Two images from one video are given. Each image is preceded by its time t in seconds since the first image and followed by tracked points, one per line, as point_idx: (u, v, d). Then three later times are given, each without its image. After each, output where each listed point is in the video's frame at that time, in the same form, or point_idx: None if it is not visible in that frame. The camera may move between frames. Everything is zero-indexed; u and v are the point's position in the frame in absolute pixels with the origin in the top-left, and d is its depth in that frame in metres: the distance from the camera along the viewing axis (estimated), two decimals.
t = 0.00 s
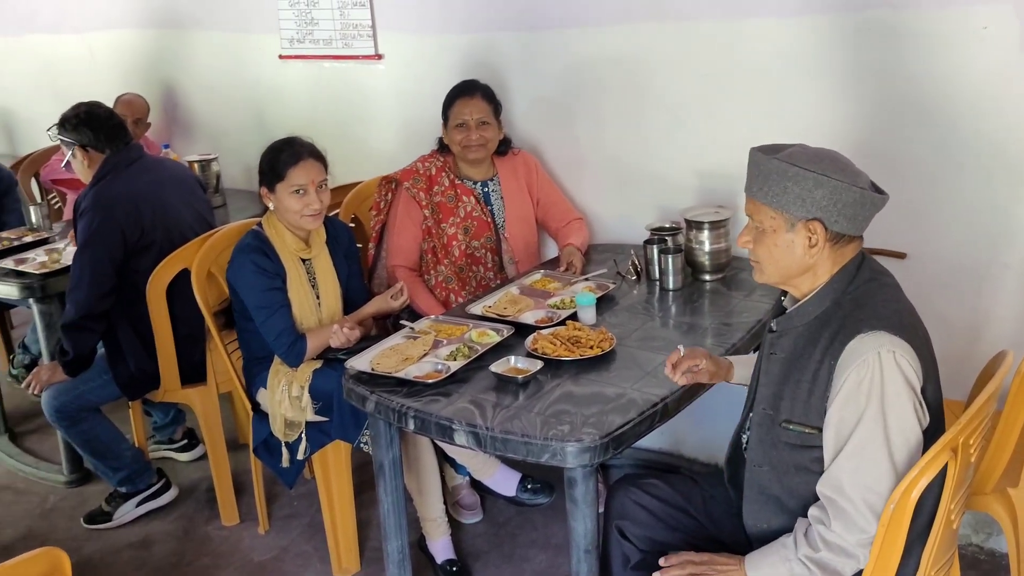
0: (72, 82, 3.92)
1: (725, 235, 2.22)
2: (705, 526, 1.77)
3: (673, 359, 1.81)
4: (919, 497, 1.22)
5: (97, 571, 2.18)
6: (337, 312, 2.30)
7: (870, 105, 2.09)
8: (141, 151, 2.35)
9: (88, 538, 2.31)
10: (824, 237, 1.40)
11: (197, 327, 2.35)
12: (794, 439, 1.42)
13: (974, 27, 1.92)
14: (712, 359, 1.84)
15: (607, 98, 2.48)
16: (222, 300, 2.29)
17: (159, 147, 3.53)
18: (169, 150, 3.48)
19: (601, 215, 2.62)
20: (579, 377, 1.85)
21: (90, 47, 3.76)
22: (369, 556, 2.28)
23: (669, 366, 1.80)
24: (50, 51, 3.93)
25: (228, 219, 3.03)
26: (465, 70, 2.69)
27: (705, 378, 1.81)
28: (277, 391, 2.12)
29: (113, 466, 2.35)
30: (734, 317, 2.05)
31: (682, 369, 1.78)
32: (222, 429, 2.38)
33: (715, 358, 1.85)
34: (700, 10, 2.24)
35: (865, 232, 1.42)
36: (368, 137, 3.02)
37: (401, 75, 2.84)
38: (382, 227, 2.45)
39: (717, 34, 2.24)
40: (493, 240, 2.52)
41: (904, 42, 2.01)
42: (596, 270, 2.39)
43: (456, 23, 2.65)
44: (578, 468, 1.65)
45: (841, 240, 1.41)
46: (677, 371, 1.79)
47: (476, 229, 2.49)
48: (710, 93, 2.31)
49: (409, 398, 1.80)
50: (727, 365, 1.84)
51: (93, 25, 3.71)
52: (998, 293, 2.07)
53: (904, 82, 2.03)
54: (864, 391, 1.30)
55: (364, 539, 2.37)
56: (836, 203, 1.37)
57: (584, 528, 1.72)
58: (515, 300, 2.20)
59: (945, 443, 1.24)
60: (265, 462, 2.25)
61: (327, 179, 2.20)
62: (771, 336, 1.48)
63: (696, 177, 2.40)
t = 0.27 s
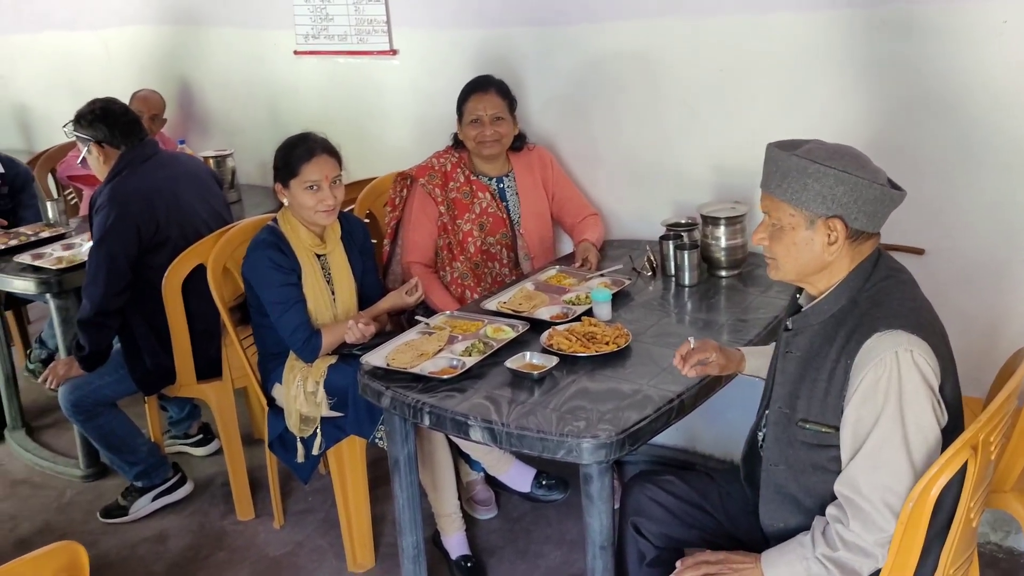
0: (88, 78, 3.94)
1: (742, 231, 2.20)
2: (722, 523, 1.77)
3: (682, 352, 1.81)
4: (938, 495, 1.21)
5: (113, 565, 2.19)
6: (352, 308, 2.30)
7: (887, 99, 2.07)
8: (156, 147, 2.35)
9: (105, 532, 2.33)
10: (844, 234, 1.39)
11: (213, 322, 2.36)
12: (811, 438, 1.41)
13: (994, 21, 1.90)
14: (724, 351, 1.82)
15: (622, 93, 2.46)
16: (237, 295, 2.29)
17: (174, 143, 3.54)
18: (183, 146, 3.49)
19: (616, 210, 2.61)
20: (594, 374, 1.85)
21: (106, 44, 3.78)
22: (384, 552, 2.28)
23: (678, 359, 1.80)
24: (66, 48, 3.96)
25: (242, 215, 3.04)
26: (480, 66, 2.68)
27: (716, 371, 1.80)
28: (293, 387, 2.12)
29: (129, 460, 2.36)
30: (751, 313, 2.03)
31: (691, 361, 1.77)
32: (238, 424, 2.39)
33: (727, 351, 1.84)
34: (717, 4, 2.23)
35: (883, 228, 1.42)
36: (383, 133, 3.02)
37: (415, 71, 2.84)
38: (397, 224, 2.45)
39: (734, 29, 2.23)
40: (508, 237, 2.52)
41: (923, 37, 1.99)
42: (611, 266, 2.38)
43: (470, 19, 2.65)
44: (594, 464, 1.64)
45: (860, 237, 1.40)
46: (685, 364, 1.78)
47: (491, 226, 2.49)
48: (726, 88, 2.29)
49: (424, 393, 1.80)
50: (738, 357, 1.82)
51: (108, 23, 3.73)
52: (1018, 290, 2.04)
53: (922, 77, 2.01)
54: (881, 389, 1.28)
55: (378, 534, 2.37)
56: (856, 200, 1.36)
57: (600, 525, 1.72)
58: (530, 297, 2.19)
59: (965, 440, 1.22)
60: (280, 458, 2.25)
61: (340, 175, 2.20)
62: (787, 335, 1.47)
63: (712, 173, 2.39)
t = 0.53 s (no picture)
0: (99, 75, 3.94)
1: (754, 229, 2.17)
2: (734, 527, 1.74)
3: (691, 350, 1.77)
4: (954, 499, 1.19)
5: (121, 563, 2.19)
6: (361, 308, 2.29)
7: (902, 97, 2.04)
8: (164, 145, 2.35)
9: (113, 530, 2.33)
10: (859, 233, 1.36)
11: (221, 321, 2.35)
12: (824, 441, 1.39)
13: (1012, 17, 1.86)
14: (733, 351, 1.80)
15: (633, 91, 2.44)
16: (246, 294, 2.29)
17: (183, 140, 3.54)
18: (193, 143, 3.49)
19: (627, 208, 2.58)
20: (604, 374, 1.83)
21: (116, 41, 3.78)
22: (392, 552, 2.27)
23: (687, 359, 1.76)
24: (77, 44, 3.96)
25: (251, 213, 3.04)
26: (489, 62, 2.66)
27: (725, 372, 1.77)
28: (301, 386, 2.11)
29: (138, 458, 2.35)
30: (763, 313, 2.01)
31: (700, 361, 1.74)
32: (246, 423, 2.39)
33: (736, 350, 1.81)
34: None
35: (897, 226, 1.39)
36: (392, 130, 3.01)
37: (425, 68, 2.82)
38: (406, 223, 2.43)
39: (747, 26, 2.20)
40: (518, 236, 2.50)
41: (939, 33, 1.95)
42: (622, 265, 2.36)
43: (480, 15, 2.63)
44: (603, 466, 1.62)
45: (875, 235, 1.37)
46: (695, 364, 1.75)
47: (501, 225, 2.47)
48: (738, 85, 2.26)
49: (433, 394, 1.78)
50: (748, 356, 1.80)
51: (118, 20, 3.73)
52: None
53: (937, 73, 1.98)
54: (896, 392, 1.26)
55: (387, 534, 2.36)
56: (871, 198, 1.33)
57: (609, 527, 1.70)
58: (539, 296, 2.17)
59: (983, 445, 1.20)
60: (288, 457, 2.24)
61: (348, 171, 2.19)
62: (799, 336, 1.45)
63: (724, 171, 2.36)
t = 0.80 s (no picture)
0: (112, 79, 3.97)
1: (763, 238, 2.15)
2: (739, 541, 1.72)
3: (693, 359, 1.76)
4: (961, 517, 1.16)
5: (127, 569, 2.20)
6: (367, 315, 2.29)
7: (914, 104, 2.01)
8: (174, 151, 2.36)
9: (120, 535, 2.34)
10: (864, 246, 1.34)
11: (229, 327, 2.36)
12: (829, 457, 1.36)
13: None
14: (736, 360, 1.76)
15: (642, 97, 2.42)
16: (252, 300, 2.29)
17: (194, 145, 3.55)
18: (203, 148, 3.50)
19: (636, 215, 2.56)
20: (608, 385, 1.81)
21: (129, 45, 3.80)
22: (397, 560, 2.26)
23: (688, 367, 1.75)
24: (91, 48, 3.99)
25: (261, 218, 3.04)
26: (498, 68, 2.65)
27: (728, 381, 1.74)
28: (306, 393, 2.11)
29: (145, 463, 2.37)
30: (771, 323, 1.98)
31: (700, 369, 1.73)
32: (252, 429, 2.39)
33: (740, 360, 1.78)
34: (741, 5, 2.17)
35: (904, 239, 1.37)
36: (402, 135, 3.00)
37: (434, 72, 2.81)
38: (414, 229, 2.42)
39: (758, 32, 2.17)
40: (526, 243, 2.48)
41: (952, 39, 1.92)
42: (629, 272, 2.34)
43: (490, 20, 2.62)
44: (606, 479, 1.60)
45: (881, 248, 1.35)
46: (695, 372, 1.74)
47: (509, 232, 2.45)
48: (749, 91, 2.24)
49: (436, 403, 1.77)
50: (751, 366, 1.76)
51: (131, 24, 3.75)
52: None
53: (950, 80, 1.94)
54: (901, 409, 1.23)
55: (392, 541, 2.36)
56: (877, 210, 1.31)
57: (612, 540, 1.68)
58: (545, 304, 2.16)
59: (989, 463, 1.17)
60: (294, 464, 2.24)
61: (355, 178, 2.18)
62: (804, 350, 1.43)
63: (734, 178, 2.34)
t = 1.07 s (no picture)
0: (132, 82, 4.01)
1: (778, 246, 2.12)
2: (748, 555, 1.69)
3: (700, 371, 1.74)
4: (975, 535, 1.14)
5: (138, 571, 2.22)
6: (378, 320, 2.28)
7: (931, 110, 1.97)
8: (187, 155, 2.37)
9: (132, 537, 2.37)
10: (874, 257, 1.31)
11: (241, 331, 2.37)
12: (838, 472, 1.33)
13: None
14: (745, 373, 1.73)
15: (657, 102, 2.39)
16: (263, 304, 2.29)
17: (209, 148, 3.58)
18: (219, 151, 3.53)
19: (651, 221, 2.54)
20: (618, 395, 1.78)
21: (148, 47, 3.83)
22: (407, 566, 2.26)
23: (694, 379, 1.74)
24: (112, 51, 4.03)
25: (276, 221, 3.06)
26: (512, 71, 2.64)
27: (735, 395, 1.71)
28: (316, 398, 2.11)
29: (158, 466, 2.39)
30: (785, 333, 1.95)
31: (707, 382, 1.70)
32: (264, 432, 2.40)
33: (749, 372, 1.74)
34: (756, 9, 2.14)
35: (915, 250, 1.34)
36: (417, 139, 3.00)
37: (449, 76, 2.80)
38: (427, 233, 2.42)
39: (773, 36, 2.14)
40: (539, 247, 2.45)
41: (971, 44, 1.88)
42: (642, 279, 2.31)
43: (504, 24, 2.60)
44: (613, 490, 1.57)
45: (891, 259, 1.32)
46: (703, 386, 1.72)
47: (522, 236, 2.43)
48: (765, 96, 2.21)
49: (442, 411, 1.75)
50: (760, 379, 1.72)
51: (150, 27, 3.78)
52: None
53: (969, 86, 1.90)
54: (911, 424, 1.20)
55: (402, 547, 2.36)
56: (887, 221, 1.28)
57: (619, 551, 1.66)
58: (556, 311, 2.14)
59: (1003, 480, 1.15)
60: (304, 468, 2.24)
61: (367, 183, 2.17)
62: (812, 363, 1.40)
63: (749, 184, 2.31)
